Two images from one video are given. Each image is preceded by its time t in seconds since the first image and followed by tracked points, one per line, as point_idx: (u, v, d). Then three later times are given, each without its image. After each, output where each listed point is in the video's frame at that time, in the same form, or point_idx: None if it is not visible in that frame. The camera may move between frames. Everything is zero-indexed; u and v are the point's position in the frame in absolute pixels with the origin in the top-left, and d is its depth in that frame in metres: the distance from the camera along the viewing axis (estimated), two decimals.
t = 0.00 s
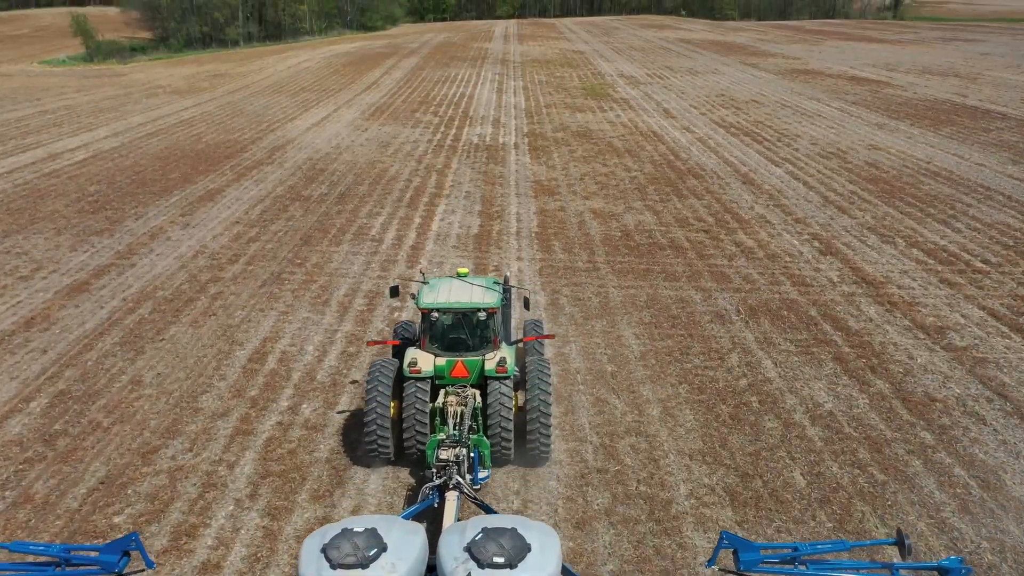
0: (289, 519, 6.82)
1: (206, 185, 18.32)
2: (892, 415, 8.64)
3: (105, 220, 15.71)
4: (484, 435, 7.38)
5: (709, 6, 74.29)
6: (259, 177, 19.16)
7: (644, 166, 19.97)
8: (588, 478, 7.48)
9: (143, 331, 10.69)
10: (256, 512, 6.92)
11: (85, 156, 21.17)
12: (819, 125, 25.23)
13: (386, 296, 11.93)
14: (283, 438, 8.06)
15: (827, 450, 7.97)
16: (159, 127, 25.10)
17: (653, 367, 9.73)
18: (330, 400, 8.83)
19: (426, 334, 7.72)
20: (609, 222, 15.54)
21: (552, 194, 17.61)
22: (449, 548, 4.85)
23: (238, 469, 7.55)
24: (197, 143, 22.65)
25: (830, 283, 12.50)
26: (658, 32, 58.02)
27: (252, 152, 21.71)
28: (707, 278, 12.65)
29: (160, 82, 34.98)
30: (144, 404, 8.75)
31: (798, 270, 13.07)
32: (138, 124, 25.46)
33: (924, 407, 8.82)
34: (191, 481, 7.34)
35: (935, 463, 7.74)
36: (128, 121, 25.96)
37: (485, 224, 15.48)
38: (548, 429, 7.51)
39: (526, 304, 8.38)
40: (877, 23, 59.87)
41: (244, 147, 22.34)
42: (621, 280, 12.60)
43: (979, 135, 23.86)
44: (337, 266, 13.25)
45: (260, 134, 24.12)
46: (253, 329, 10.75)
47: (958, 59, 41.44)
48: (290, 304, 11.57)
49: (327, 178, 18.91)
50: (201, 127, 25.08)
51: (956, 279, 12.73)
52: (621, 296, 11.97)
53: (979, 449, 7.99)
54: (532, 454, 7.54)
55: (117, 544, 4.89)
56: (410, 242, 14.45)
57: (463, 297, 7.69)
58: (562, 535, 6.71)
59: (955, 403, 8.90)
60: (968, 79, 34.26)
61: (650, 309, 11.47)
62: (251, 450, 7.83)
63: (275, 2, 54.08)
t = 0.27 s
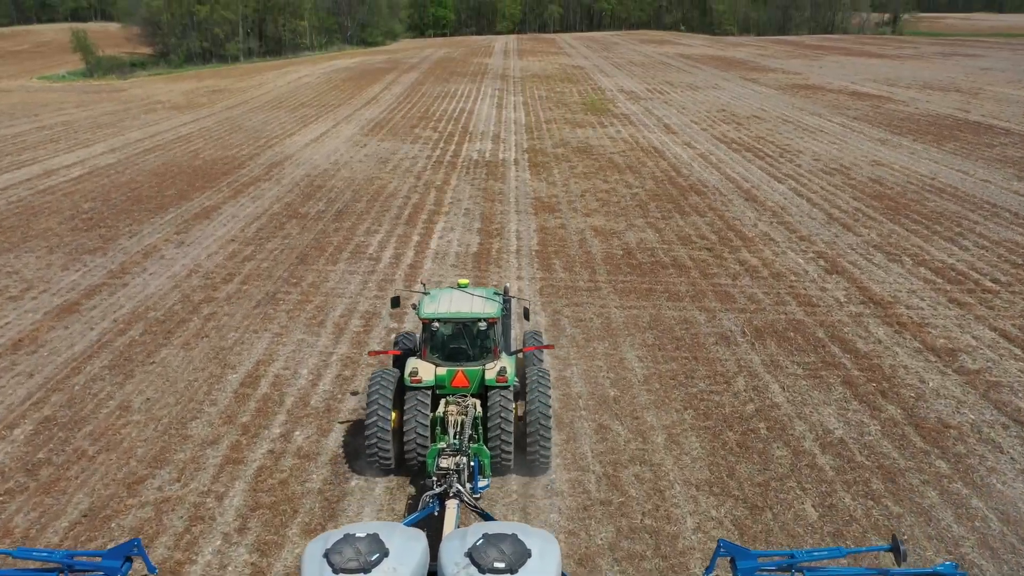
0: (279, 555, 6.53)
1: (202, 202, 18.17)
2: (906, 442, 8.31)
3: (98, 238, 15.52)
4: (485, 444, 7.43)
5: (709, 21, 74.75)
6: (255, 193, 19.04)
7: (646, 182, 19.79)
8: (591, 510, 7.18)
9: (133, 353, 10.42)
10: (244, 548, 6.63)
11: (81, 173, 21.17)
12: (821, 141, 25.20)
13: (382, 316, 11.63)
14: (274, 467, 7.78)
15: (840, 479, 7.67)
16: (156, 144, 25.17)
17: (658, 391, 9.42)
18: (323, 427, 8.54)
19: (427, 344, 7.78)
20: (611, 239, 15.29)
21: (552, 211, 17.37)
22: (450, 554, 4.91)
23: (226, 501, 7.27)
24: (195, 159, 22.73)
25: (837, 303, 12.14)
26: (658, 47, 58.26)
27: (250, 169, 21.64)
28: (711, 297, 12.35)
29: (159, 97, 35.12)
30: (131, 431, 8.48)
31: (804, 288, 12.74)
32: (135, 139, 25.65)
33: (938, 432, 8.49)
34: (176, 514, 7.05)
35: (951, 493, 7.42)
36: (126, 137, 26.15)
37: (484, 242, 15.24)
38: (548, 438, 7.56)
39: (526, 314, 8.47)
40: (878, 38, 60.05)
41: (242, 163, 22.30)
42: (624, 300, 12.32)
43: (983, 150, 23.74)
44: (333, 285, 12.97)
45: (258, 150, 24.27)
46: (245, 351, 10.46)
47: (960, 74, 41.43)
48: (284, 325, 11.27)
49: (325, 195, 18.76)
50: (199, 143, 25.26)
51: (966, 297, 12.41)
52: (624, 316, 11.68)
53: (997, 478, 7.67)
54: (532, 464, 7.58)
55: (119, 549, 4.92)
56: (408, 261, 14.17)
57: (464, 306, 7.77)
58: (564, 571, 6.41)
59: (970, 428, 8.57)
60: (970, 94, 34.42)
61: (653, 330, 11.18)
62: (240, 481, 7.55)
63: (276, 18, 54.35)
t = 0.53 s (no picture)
0: None
1: (197, 218, 17.82)
2: (920, 470, 8.00)
3: (90, 256, 15.21)
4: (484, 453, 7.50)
5: (709, 36, 75.18)
6: (252, 209, 18.85)
7: (647, 198, 19.55)
8: (594, 544, 6.89)
9: (122, 376, 10.12)
10: None
11: (76, 189, 21.11)
12: (824, 156, 25.20)
13: (378, 335, 11.30)
14: (265, 497, 7.49)
15: (852, 510, 7.39)
16: (153, 160, 25.14)
17: (662, 416, 9.11)
18: (316, 454, 8.24)
19: (427, 354, 7.87)
20: (613, 256, 15.00)
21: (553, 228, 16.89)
22: (450, 559, 4.98)
23: (214, 534, 6.98)
24: (192, 175, 22.76)
25: (844, 323, 11.80)
26: (657, 62, 58.46)
27: (247, 185, 21.60)
28: (715, 317, 12.04)
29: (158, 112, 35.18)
30: (117, 458, 8.18)
31: (811, 307, 12.42)
32: (131, 156, 25.76)
33: (953, 460, 8.19)
34: (160, 550, 6.74)
35: (968, 525, 7.14)
36: (123, 153, 26.28)
37: (484, 259, 14.96)
38: (547, 447, 7.64)
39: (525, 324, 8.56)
40: (877, 53, 60.30)
41: (239, 179, 22.29)
42: (627, 319, 11.99)
43: (987, 165, 23.63)
44: (329, 304, 12.62)
45: (255, 166, 24.33)
46: (237, 374, 10.13)
47: (960, 89, 41.50)
48: (278, 346, 10.97)
49: (323, 211, 18.51)
50: (195, 159, 25.37)
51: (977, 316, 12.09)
52: (627, 336, 11.37)
53: (1015, 509, 7.38)
54: (531, 473, 7.65)
55: (122, 555, 5.00)
56: (405, 278, 13.84)
57: (464, 316, 7.87)
58: None
59: (986, 456, 8.27)
60: (971, 109, 34.53)
61: (656, 351, 10.88)
62: (229, 512, 7.26)
63: (275, 32, 54.93)
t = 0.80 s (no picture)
0: None
1: (193, 235, 17.85)
2: (933, 499, 7.72)
3: (83, 273, 15.18)
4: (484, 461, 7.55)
5: (709, 51, 75.63)
6: (249, 225, 18.85)
7: (648, 214, 19.48)
8: None
9: (111, 399, 9.90)
10: None
11: (72, 205, 21.17)
12: (827, 171, 25.24)
13: (374, 357, 11.09)
14: (254, 528, 7.24)
15: (865, 543, 7.11)
16: (151, 175, 25.30)
17: (665, 442, 8.86)
18: (308, 482, 8.00)
19: (427, 363, 7.94)
20: (614, 273, 14.86)
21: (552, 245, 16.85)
22: (449, 563, 5.03)
23: (201, 568, 6.74)
24: (189, 191, 22.85)
25: (851, 343, 11.55)
26: (657, 77, 58.79)
27: (245, 201, 21.63)
28: (719, 337, 11.80)
29: (158, 127, 35.42)
30: (102, 487, 7.95)
31: (817, 327, 12.19)
32: (129, 170, 25.92)
33: (968, 488, 7.92)
34: None
35: (986, 557, 6.86)
36: (120, 168, 26.46)
37: (483, 277, 14.79)
38: (547, 456, 7.69)
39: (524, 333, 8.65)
40: (877, 68, 60.60)
41: (237, 195, 22.34)
42: (628, 339, 11.79)
43: (991, 180, 23.58)
44: (325, 324, 12.44)
45: (253, 181, 24.44)
46: (229, 398, 9.90)
47: (961, 104, 41.57)
48: (272, 368, 10.74)
49: (319, 227, 18.59)
50: (194, 173, 25.50)
51: (987, 335, 11.82)
52: (629, 357, 11.17)
53: None
54: (530, 481, 7.71)
55: (126, 559, 5.06)
56: (403, 297, 13.69)
57: (464, 326, 7.94)
58: None
59: (1002, 483, 8.00)
60: (974, 124, 34.61)
61: (660, 373, 10.64)
62: (217, 544, 7.02)
63: (276, 47, 55.44)
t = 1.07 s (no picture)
0: None
1: (188, 252, 17.91)
2: (949, 529, 7.52)
3: (75, 291, 15.17)
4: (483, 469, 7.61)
5: (708, 65, 76.22)
6: (245, 242, 18.96)
7: (650, 230, 19.60)
8: None
9: (98, 423, 9.69)
10: None
11: (66, 220, 21.28)
12: (830, 186, 25.39)
13: (371, 378, 10.91)
14: (244, 559, 7.02)
15: None
16: (148, 191, 25.41)
17: (668, 467, 8.65)
18: (300, 511, 7.76)
19: (426, 373, 8.00)
20: (615, 291, 14.80)
21: (552, 261, 16.96)
22: (448, 567, 5.09)
23: None
24: (186, 206, 22.98)
25: (858, 364, 11.41)
26: (656, 91, 59.20)
27: (241, 216, 21.75)
28: (723, 357, 11.66)
29: (156, 142, 35.68)
30: (86, 516, 7.73)
31: (822, 347, 12.04)
32: (125, 186, 26.07)
33: (985, 518, 7.70)
34: None
35: None
36: (117, 183, 26.63)
37: (482, 296, 14.67)
38: (545, 464, 7.75)
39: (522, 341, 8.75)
40: (876, 82, 61.04)
41: (234, 211, 22.46)
42: (630, 360, 11.64)
43: (995, 196, 23.66)
44: (320, 343, 12.29)
45: (250, 196, 24.58)
46: (220, 422, 9.69)
47: (962, 118, 41.86)
48: (266, 390, 10.54)
49: (316, 244, 18.64)
50: (191, 189, 25.68)
51: (999, 356, 11.62)
52: (630, 379, 11.01)
53: None
54: (529, 489, 7.77)
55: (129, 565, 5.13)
56: (400, 315, 13.59)
57: (462, 335, 8.02)
58: None
59: (1019, 513, 7.78)
60: (976, 139, 34.81)
61: (663, 395, 10.46)
62: None
63: (276, 62, 55.84)
